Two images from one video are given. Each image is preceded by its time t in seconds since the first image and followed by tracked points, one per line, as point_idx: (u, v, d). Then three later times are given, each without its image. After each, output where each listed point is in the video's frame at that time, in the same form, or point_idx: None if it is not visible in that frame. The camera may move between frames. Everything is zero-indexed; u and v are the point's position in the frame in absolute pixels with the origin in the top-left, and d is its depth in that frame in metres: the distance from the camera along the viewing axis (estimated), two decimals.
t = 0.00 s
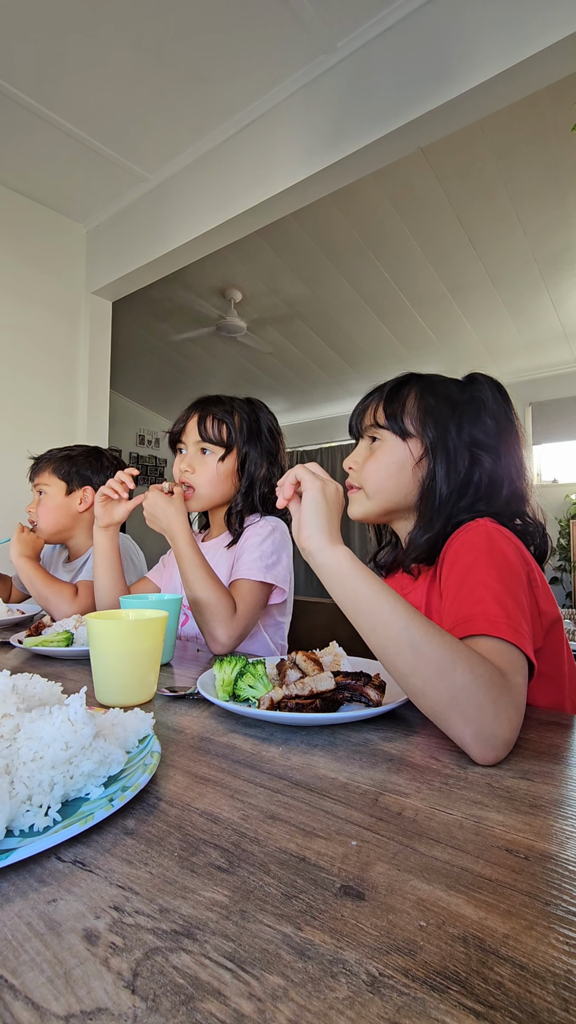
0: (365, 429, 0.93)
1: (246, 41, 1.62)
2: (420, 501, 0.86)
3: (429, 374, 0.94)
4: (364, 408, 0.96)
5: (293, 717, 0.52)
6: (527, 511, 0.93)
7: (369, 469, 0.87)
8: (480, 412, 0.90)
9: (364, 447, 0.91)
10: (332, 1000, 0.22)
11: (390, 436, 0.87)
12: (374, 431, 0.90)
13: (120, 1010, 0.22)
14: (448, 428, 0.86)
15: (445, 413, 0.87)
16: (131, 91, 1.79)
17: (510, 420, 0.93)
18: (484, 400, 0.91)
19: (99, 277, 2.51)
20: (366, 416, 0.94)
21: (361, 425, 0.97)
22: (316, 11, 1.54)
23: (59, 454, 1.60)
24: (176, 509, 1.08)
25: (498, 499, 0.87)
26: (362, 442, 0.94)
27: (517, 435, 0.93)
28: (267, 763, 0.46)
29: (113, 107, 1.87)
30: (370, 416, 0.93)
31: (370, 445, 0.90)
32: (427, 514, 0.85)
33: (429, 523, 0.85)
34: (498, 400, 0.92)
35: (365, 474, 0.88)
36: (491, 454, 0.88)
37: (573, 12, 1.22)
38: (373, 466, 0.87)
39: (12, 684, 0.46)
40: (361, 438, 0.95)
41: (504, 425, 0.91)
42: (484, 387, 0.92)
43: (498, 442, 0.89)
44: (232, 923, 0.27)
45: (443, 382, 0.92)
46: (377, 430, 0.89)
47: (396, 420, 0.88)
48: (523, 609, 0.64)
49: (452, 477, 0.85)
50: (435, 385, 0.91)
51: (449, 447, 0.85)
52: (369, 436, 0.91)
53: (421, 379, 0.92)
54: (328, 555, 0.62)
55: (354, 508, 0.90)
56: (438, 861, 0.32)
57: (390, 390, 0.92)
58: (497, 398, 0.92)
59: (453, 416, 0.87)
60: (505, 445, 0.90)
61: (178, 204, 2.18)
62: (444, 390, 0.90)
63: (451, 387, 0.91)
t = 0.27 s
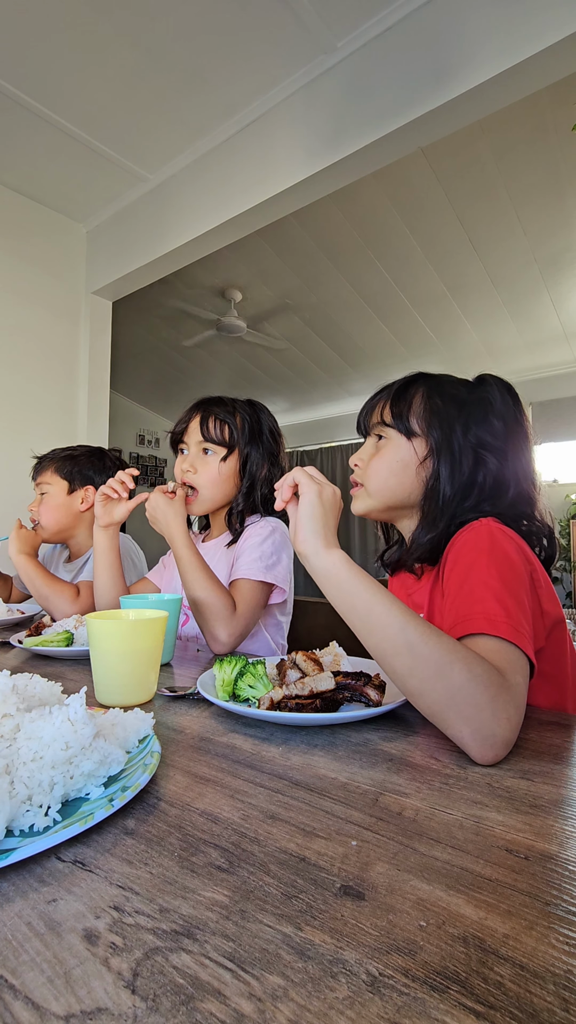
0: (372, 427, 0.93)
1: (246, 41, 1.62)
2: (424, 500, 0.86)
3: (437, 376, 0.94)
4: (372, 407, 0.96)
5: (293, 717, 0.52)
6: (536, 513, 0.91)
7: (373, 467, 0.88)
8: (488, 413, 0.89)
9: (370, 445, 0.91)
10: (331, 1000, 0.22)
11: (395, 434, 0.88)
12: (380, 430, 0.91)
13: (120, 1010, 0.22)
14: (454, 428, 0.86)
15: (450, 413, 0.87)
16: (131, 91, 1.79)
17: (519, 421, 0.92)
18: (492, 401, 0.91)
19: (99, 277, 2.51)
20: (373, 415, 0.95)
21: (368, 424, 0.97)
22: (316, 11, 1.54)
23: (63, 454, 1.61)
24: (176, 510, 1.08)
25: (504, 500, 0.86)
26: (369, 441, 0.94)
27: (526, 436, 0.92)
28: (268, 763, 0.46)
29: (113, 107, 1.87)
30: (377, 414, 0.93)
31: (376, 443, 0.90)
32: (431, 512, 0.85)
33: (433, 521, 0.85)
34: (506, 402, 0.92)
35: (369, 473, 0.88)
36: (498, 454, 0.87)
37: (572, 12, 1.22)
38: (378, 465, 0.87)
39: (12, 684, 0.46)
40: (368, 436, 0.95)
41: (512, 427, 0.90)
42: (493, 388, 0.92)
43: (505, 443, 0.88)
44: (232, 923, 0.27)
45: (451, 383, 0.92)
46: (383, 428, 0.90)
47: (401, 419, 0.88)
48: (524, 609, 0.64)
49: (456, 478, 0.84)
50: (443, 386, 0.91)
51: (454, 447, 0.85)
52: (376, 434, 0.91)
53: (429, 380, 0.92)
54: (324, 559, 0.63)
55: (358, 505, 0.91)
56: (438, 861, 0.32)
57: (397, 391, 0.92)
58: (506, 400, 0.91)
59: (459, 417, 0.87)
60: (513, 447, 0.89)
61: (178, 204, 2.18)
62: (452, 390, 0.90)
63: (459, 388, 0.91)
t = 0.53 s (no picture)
0: (376, 425, 0.93)
1: (246, 41, 1.62)
2: (424, 501, 0.86)
3: (445, 375, 0.93)
4: (377, 405, 0.96)
5: (293, 718, 0.52)
6: (538, 519, 0.91)
7: (374, 466, 0.89)
8: (493, 416, 0.89)
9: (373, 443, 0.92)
10: (332, 1000, 0.22)
11: (396, 434, 0.88)
12: (383, 429, 0.91)
13: (120, 1010, 0.22)
14: (458, 430, 0.86)
15: (455, 415, 0.87)
16: (131, 91, 1.79)
17: (525, 425, 0.92)
18: (498, 404, 0.90)
19: (99, 277, 2.51)
20: (378, 414, 0.95)
21: (372, 422, 0.97)
22: (316, 11, 1.54)
23: (66, 454, 1.61)
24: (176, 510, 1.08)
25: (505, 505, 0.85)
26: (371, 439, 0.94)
27: (531, 440, 0.92)
28: (268, 763, 0.46)
29: (113, 107, 1.87)
30: (381, 413, 0.93)
31: (378, 443, 0.90)
32: (431, 517, 0.85)
33: (434, 525, 0.84)
34: (514, 405, 0.91)
35: (370, 472, 0.89)
36: (501, 458, 0.87)
37: (573, 12, 1.22)
38: (378, 464, 0.88)
39: (12, 684, 0.46)
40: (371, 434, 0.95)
41: (517, 430, 0.90)
42: (500, 391, 0.91)
43: (509, 447, 0.88)
44: (232, 923, 0.27)
45: (458, 383, 0.91)
46: (386, 428, 0.90)
47: (403, 420, 0.88)
48: (525, 607, 0.64)
49: (458, 481, 0.84)
50: (449, 387, 0.90)
51: (457, 450, 0.85)
52: (379, 432, 0.92)
53: (436, 379, 0.91)
54: (329, 557, 0.63)
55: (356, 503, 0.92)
56: (438, 861, 0.32)
57: (403, 390, 0.92)
58: (512, 403, 0.91)
59: (463, 418, 0.87)
60: (517, 451, 0.89)
61: (178, 204, 2.18)
62: (458, 391, 0.89)
63: (466, 389, 0.90)
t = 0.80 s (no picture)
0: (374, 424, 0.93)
1: (246, 41, 1.62)
2: (421, 508, 0.86)
3: (454, 378, 0.93)
4: (376, 405, 0.95)
5: (293, 718, 0.52)
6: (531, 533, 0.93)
7: (367, 467, 0.88)
8: (498, 427, 0.90)
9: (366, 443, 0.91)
10: (332, 1000, 0.22)
11: (393, 438, 0.87)
12: (380, 428, 0.90)
13: (120, 1010, 0.22)
14: (461, 438, 0.86)
15: (460, 422, 0.87)
16: (131, 91, 1.79)
17: (527, 440, 0.93)
18: (504, 416, 0.91)
19: (99, 277, 2.51)
20: (378, 413, 0.94)
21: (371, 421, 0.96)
22: (316, 11, 1.54)
23: (69, 453, 1.60)
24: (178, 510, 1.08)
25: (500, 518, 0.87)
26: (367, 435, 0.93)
27: (532, 455, 0.93)
28: (268, 763, 0.46)
29: (113, 108, 1.87)
30: (381, 412, 0.92)
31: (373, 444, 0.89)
32: (427, 527, 0.84)
33: (429, 532, 0.84)
34: (516, 419, 0.92)
35: (362, 473, 0.88)
36: (500, 471, 0.88)
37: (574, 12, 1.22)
38: (371, 464, 0.87)
39: (13, 684, 0.46)
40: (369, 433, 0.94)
41: (519, 445, 0.91)
42: (507, 404, 0.92)
43: (510, 460, 0.89)
44: (232, 924, 0.27)
45: (467, 390, 0.91)
46: (383, 428, 0.90)
47: (403, 424, 0.87)
48: (519, 608, 0.64)
49: (458, 489, 0.84)
50: (457, 392, 0.90)
51: (459, 458, 0.85)
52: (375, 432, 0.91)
53: (444, 382, 0.91)
54: (325, 558, 0.63)
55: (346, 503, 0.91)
56: (438, 861, 0.32)
57: (409, 391, 0.91)
58: (518, 417, 0.92)
59: (469, 427, 0.87)
60: (518, 465, 0.90)
61: (178, 204, 2.18)
62: (466, 398, 0.90)
63: (474, 397, 0.91)
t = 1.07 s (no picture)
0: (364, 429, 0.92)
1: (246, 41, 1.62)
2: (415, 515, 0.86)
3: (442, 382, 0.93)
4: (367, 409, 0.94)
5: (293, 717, 0.52)
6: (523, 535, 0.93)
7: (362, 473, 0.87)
8: (489, 430, 0.90)
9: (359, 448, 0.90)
10: (332, 1000, 0.22)
11: (386, 444, 0.87)
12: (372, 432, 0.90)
13: (120, 1010, 0.22)
14: (455, 443, 0.86)
15: (453, 427, 0.87)
16: (131, 91, 1.79)
17: (518, 440, 0.93)
18: (494, 418, 0.91)
19: (99, 277, 2.51)
20: (368, 416, 0.93)
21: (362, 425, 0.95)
22: (316, 11, 1.54)
23: (72, 453, 1.60)
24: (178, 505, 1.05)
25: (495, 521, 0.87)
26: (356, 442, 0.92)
27: (523, 455, 0.94)
28: (268, 763, 0.46)
29: (113, 107, 1.87)
30: (372, 416, 0.92)
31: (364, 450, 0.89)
32: (422, 532, 0.84)
33: (424, 538, 0.84)
34: (506, 420, 0.92)
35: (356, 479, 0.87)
36: (494, 474, 0.88)
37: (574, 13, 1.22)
38: (365, 471, 0.87)
39: (13, 684, 0.46)
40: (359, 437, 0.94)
41: (510, 446, 0.91)
42: (497, 405, 0.92)
43: (503, 462, 0.89)
44: (232, 923, 0.27)
45: (456, 393, 0.91)
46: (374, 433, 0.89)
47: (397, 430, 0.87)
48: (512, 609, 0.64)
49: (453, 494, 0.84)
50: (447, 396, 0.90)
51: (452, 463, 0.85)
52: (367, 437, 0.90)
53: (433, 387, 0.91)
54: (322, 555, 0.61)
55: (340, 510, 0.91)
56: (438, 861, 0.32)
57: (398, 396, 0.91)
58: (507, 418, 0.92)
59: (461, 431, 0.87)
60: (510, 466, 0.90)
61: (178, 204, 2.18)
62: (456, 401, 0.89)
63: (464, 400, 0.91)
